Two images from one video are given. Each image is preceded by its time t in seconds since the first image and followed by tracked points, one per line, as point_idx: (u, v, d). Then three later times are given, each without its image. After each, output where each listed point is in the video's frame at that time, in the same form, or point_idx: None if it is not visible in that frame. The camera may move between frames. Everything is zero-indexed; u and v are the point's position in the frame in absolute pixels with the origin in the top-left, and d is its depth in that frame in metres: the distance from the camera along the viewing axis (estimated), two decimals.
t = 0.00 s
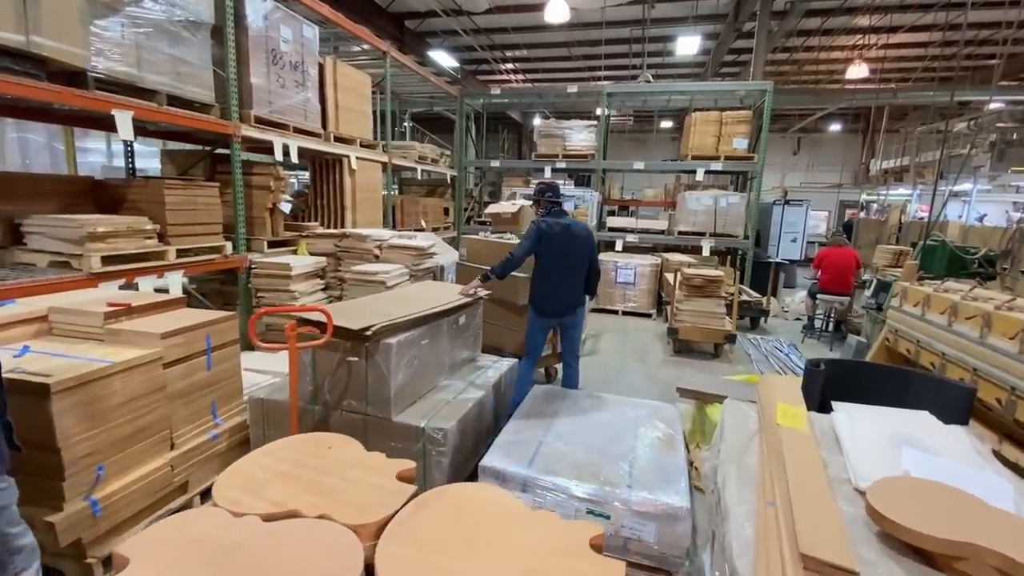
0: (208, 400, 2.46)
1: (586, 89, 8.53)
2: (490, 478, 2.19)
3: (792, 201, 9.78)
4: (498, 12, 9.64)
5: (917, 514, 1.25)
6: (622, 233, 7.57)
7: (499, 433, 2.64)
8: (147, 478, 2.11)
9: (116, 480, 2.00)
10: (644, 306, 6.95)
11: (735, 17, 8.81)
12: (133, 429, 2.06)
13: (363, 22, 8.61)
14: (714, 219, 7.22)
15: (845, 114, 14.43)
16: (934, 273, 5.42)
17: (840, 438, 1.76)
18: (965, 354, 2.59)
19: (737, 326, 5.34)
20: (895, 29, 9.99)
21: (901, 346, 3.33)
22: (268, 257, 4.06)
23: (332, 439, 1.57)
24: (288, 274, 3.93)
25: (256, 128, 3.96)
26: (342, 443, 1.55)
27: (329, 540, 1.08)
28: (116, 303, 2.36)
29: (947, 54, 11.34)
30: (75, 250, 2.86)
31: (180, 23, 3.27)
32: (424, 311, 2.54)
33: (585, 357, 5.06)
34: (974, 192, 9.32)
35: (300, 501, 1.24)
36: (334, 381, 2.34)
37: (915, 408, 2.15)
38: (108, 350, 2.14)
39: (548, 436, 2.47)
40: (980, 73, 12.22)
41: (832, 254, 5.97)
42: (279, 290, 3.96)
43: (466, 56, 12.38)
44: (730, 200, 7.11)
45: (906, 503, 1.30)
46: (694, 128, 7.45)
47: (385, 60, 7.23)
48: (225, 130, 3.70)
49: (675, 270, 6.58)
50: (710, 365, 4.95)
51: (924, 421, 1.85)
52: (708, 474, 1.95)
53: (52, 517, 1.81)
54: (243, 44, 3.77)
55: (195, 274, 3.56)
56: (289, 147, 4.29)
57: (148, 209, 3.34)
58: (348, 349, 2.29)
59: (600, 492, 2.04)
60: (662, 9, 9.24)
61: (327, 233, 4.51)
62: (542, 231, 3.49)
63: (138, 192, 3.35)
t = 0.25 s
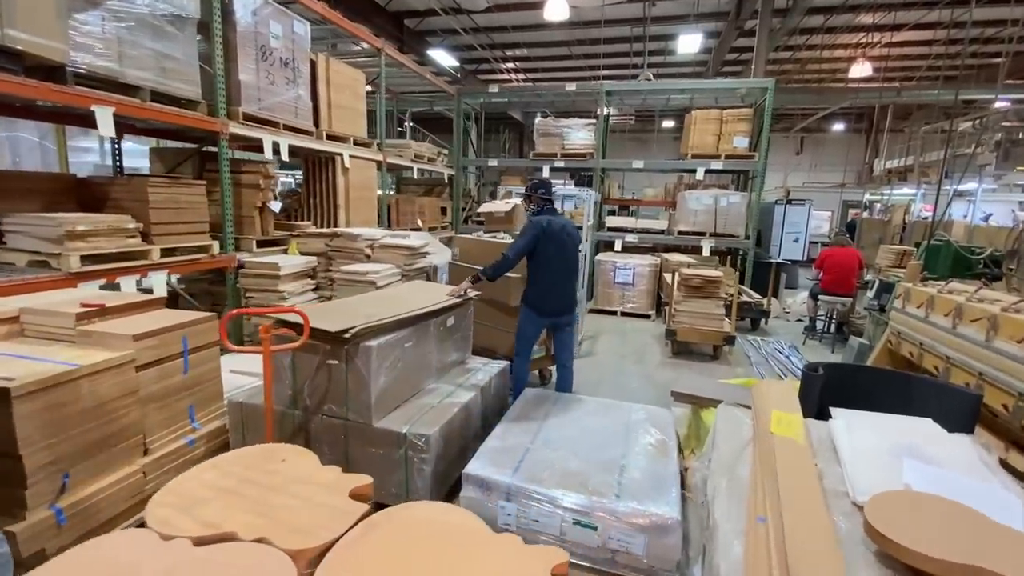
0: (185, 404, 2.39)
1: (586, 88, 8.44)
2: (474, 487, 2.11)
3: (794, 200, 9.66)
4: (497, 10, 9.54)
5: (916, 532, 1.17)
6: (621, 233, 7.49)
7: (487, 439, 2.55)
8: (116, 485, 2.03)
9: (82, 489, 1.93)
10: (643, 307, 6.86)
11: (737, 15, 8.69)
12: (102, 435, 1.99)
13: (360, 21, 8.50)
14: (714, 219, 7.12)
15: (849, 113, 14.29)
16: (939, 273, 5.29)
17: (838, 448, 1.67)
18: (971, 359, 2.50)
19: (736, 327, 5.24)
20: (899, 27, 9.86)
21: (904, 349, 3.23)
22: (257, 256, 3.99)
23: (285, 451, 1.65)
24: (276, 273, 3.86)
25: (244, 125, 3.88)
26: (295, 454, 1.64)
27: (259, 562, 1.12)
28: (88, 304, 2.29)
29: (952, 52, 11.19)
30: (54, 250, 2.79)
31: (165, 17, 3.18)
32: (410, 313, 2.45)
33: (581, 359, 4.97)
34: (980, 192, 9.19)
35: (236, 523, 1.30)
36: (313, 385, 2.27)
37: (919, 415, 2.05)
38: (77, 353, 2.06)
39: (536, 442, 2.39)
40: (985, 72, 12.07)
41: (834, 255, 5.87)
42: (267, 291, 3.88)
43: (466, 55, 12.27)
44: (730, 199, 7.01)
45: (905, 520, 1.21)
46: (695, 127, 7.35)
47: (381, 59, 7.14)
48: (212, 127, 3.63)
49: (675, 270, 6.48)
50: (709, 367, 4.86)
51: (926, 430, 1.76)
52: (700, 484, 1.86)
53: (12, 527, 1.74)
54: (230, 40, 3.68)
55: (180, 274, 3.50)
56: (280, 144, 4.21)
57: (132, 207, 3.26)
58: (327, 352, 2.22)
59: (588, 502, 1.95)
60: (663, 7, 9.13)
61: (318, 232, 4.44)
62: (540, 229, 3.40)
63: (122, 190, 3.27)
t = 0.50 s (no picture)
0: (167, 404, 2.33)
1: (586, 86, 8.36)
2: (461, 493, 2.04)
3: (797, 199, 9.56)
4: (498, 8, 9.47)
5: (920, 547, 1.08)
6: (622, 232, 7.41)
7: (477, 442, 2.48)
8: (92, 488, 1.97)
9: (56, 493, 1.87)
10: (644, 307, 6.78)
11: (740, 12, 8.60)
12: (76, 438, 1.93)
13: (359, 19, 8.43)
14: (716, 218, 7.03)
15: (853, 112, 14.16)
16: (944, 273, 5.20)
17: (839, 454, 1.58)
18: (978, 360, 2.41)
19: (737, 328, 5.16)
20: (905, 24, 9.73)
21: (909, 350, 3.14)
22: (249, 254, 3.94)
23: (246, 458, 1.62)
24: (268, 272, 3.80)
25: (235, 121, 3.83)
26: (254, 462, 1.60)
27: None
28: (67, 302, 2.23)
29: (959, 50, 11.06)
30: (38, 247, 2.73)
31: (152, 11, 3.12)
32: (398, 312, 2.38)
33: (579, 359, 4.90)
34: (986, 191, 9.07)
35: (179, 538, 1.26)
36: (297, 386, 2.20)
37: (924, 419, 1.97)
38: (53, 353, 2.00)
39: (526, 445, 2.31)
40: (992, 70, 11.93)
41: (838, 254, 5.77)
42: (259, 289, 3.82)
43: (467, 54, 12.20)
44: (732, 198, 6.92)
45: (908, 532, 1.13)
46: (697, 125, 7.26)
47: (379, 56, 7.08)
48: (203, 124, 3.58)
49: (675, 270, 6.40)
50: (709, 368, 4.77)
51: (931, 435, 1.68)
52: (694, 490, 1.79)
53: None
54: (222, 35, 3.63)
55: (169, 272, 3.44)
56: (273, 141, 4.15)
57: (120, 205, 3.21)
58: (311, 353, 2.15)
59: (578, 509, 1.88)
60: (665, 5, 9.04)
61: (311, 231, 4.38)
62: (533, 228, 3.34)
63: (110, 187, 3.22)
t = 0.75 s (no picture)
0: (153, 409, 2.28)
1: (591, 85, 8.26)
2: (451, 504, 1.97)
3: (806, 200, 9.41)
4: (502, 7, 9.39)
5: None
6: (626, 233, 7.31)
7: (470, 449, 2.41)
8: (73, 497, 1.92)
9: (34, 502, 1.81)
10: (648, 309, 6.67)
11: (747, 10, 8.46)
12: (56, 445, 1.88)
13: (363, 18, 8.37)
14: (722, 219, 6.92)
15: (863, 111, 13.94)
16: (958, 276, 5.06)
17: (847, 470, 1.49)
18: (994, 369, 2.30)
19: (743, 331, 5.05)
20: (916, 21, 9.55)
21: (921, 356, 3.03)
22: (245, 255, 3.89)
23: (202, 477, 1.56)
24: (264, 273, 3.75)
25: (232, 121, 3.78)
26: (213, 482, 1.55)
27: None
28: (52, 305, 2.18)
29: (972, 47, 10.84)
30: (28, 249, 2.69)
31: (146, 9, 3.07)
32: (390, 316, 2.32)
33: (582, 362, 4.82)
34: (1001, 192, 8.87)
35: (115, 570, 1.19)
36: (285, 393, 2.15)
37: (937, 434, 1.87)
38: (34, 358, 1.94)
39: (521, 454, 2.24)
40: (1006, 68, 11.69)
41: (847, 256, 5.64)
42: (255, 291, 3.77)
43: (471, 53, 12.12)
44: (739, 198, 6.80)
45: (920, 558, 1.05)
46: (703, 124, 7.15)
47: (382, 55, 7.03)
48: (198, 123, 3.53)
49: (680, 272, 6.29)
50: (714, 373, 4.66)
51: (946, 450, 1.58)
52: (693, 506, 1.71)
53: None
54: (218, 34, 3.58)
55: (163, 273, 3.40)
56: (271, 141, 4.10)
57: (113, 205, 3.16)
58: (298, 358, 2.09)
59: (571, 523, 1.80)
60: (671, 3, 8.92)
61: (309, 231, 4.33)
62: (525, 230, 3.33)
63: (103, 187, 3.17)
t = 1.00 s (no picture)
0: (149, 421, 2.24)
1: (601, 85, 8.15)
2: (449, 523, 1.90)
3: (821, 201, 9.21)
4: (511, 7, 9.31)
5: None
6: (636, 236, 7.19)
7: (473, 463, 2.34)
8: (63, 512, 1.87)
9: (21, 518, 1.76)
10: (658, 313, 6.56)
11: (761, 8, 8.29)
12: (45, 459, 1.83)
13: (372, 19, 8.34)
14: (735, 221, 6.77)
15: (880, 111, 13.66)
16: (981, 282, 4.89)
17: (871, 501, 1.39)
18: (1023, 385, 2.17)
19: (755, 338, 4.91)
20: (936, 18, 9.30)
21: (945, 368, 2.90)
22: (249, 260, 3.85)
23: (171, 517, 1.53)
24: (267, 278, 3.70)
25: (235, 124, 3.74)
26: (180, 521, 1.51)
27: None
28: (45, 314, 2.14)
29: (994, 45, 10.55)
30: (27, 254, 2.66)
31: (148, 11, 3.04)
32: (389, 325, 2.25)
33: (590, 369, 4.72)
34: None
35: None
36: (281, 405, 2.08)
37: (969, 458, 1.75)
38: (25, 368, 1.90)
39: (524, 470, 2.16)
40: None
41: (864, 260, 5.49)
42: (258, 296, 3.72)
43: (481, 54, 12.06)
44: (752, 200, 6.65)
45: None
46: (715, 124, 7.01)
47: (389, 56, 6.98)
48: (201, 126, 3.49)
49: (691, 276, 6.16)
50: (725, 381, 4.54)
51: (979, 478, 1.47)
52: (706, 535, 1.61)
53: None
54: (221, 36, 3.54)
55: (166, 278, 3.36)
56: (275, 144, 4.06)
57: (115, 210, 3.13)
58: (294, 371, 2.03)
59: (574, 548, 1.71)
60: (683, 2, 8.77)
61: (313, 235, 4.28)
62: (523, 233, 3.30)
63: (105, 191, 3.15)
